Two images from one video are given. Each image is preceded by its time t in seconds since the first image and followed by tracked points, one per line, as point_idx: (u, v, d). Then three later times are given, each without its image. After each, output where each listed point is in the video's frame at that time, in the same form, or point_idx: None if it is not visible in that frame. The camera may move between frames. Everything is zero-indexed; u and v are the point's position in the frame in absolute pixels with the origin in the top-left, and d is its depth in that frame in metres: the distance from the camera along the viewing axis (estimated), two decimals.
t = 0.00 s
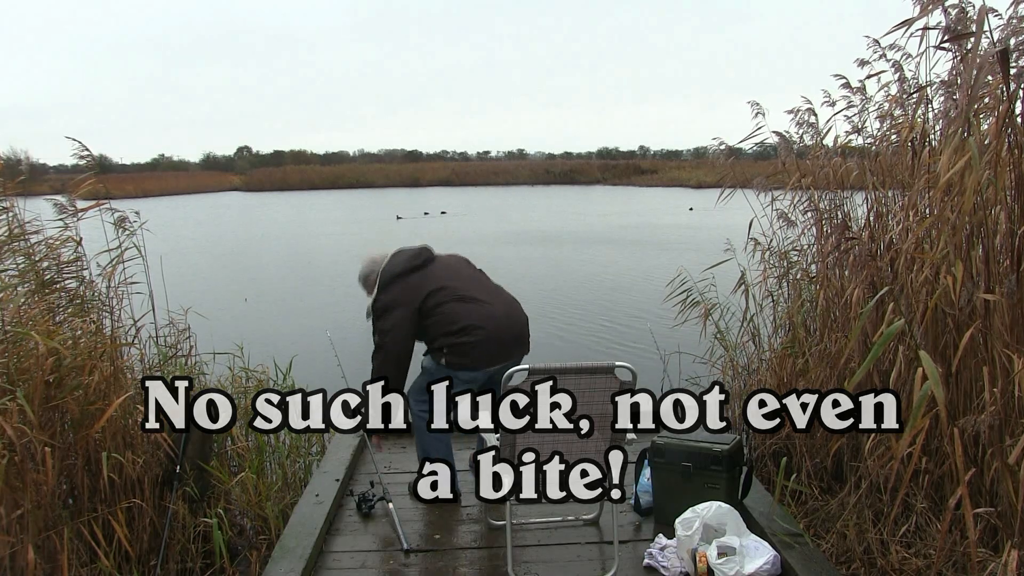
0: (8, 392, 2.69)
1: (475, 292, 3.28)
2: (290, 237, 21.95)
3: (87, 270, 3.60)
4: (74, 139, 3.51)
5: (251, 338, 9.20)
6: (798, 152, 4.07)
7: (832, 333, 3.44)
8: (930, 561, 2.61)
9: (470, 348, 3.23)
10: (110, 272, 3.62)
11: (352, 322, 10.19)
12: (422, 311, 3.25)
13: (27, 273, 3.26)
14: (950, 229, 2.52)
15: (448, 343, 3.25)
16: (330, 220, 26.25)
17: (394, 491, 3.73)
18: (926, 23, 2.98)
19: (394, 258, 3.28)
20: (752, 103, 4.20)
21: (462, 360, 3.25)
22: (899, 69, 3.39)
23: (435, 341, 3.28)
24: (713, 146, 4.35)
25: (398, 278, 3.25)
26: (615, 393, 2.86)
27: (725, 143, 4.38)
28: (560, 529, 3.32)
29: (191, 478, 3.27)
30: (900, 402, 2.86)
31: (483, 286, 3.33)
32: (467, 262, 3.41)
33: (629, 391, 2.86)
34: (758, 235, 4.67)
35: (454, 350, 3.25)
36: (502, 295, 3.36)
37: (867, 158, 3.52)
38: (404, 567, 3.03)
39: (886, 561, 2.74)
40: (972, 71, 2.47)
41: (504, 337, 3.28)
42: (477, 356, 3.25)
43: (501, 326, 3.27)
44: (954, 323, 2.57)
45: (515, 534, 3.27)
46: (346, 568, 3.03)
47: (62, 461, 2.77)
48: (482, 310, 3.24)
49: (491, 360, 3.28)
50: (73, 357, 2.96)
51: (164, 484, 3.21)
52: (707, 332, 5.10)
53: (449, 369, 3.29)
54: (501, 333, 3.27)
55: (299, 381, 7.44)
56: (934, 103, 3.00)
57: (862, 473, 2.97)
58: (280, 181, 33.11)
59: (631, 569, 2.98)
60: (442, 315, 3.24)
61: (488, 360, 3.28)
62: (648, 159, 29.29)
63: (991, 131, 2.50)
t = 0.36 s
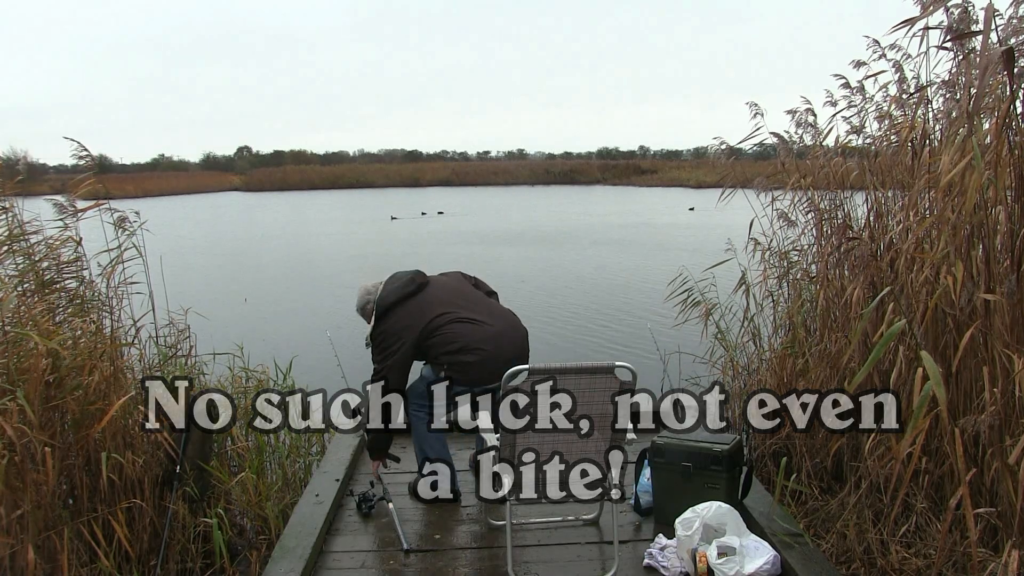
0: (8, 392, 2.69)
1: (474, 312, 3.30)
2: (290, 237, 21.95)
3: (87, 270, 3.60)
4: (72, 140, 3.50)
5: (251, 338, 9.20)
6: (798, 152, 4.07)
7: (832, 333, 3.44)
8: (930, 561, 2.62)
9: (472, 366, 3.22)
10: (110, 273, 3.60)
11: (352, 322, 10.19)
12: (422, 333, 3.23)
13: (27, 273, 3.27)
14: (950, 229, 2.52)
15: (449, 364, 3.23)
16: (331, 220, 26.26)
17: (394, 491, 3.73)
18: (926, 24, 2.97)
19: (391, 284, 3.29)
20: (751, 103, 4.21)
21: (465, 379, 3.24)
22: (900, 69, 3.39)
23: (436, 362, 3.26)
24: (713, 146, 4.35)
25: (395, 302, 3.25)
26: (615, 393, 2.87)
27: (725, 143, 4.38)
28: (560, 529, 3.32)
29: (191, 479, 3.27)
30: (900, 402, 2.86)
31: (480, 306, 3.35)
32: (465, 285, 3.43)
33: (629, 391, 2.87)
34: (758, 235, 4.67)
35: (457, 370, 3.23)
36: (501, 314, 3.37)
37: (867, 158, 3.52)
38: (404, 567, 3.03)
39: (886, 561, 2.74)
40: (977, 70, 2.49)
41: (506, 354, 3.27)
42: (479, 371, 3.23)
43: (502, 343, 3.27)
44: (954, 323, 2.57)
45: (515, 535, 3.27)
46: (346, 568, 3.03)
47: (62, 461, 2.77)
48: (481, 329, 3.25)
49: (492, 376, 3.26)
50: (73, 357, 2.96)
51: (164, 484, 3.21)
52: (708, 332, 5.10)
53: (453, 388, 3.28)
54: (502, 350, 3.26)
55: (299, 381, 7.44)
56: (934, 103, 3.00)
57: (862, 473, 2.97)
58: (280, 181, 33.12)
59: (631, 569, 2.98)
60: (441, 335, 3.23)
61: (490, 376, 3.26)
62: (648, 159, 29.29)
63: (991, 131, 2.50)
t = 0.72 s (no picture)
0: (8, 392, 2.69)
1: (475, 292, 3.27)
2: (290, 237, 21.95)
3: (86, 270, 3.59)
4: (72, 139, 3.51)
5: (251, 338, 9.20)
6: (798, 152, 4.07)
7: (832, 333, 3.43)
8: (930, 561, 2.62)
9: (467, 348, 3.22)
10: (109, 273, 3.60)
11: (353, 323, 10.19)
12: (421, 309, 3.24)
13: (27, 273, 3.27)
14: (950, 229, 2.52)
15: (444, 343, 3.22)
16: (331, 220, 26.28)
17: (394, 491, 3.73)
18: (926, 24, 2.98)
19: (396, 255, 3.27)
20: (754, 102, 4.22)
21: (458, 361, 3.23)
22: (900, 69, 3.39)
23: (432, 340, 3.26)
24: (713, 146, 4.35)
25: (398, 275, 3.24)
26: (615, 393, 2.88)
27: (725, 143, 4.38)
28: (560, 529, 3.32)
29: (191, 479, 3.27)
30: (899, 402, 2.86)
31: (483, 286, 3.31)
32: (470, 263, 3.39)
33: (629, 391, 2.87)
34: (759, 235, 4.67)
35: (451, 351, 3.22)
36: (502, 299, 3.34)
37: (867, 158, 3.53)
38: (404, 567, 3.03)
39: (886, 561, 2.75)
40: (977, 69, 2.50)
41: (502, 342, 3.26)
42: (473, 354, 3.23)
43: (498, 329, 3.25)
44: (955, 323, 2.58)
45: (515, 535, 3.27)
46: (346, 568, 3.03)
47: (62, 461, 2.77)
48: (480, 311, 3.23)
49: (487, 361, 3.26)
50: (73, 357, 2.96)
51: (164, 484, 3.21)
52: (708, 332, 5.10)
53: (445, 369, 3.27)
54: (498, 337, 3.25)
55: (299, 381, 7.45)
56: (935, 104, 3.00)
57: (862, 473, 2.97)
58: (280, 182, 33.14)
59: (631, 569, 2.98)
60: (439, 313, 3.22)
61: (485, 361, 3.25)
62: (648, 159, 29.27)
63: (992, 131, 2.50)
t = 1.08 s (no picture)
0: (8, 392, 2.69)
1: (484, 263, 3.29)
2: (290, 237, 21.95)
3: (86, 269, 3.59)
4: (71, 139, 3.53)
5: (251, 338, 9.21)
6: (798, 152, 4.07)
7: (832, 332, 3.43)
8: (930, 562, 2.62)
9: (455, 315, 3.24)
10: (109, 273, 3.59)
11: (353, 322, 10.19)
12: (426, 261, 3.27)
13: (26, 273, 3.27)
14: (951, 229, 2.52)
15: (440, 304, 3.24)
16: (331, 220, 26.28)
17: (394, 491, 3.72)
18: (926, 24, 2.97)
19: (433, 193, 3.31)
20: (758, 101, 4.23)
21: (451, 334, 3.24)
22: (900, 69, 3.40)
23: (428, 293, 3.28)
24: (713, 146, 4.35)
25: (416, 219, 3.28)
26: (615, 392, 2.89)
27: (725, 143, 4.37)
28: (560, 529, 3.31)
29: (191, 479, 3.26)
30: (900, 403, 2.86)
31: (493, 261, 3.33)
32: (487, 229, 3.42)
33: (630, 391, 2.88)
34: (759, 234, 4.67)
35: (445, 315, 3.24)
36: (504, 276, 3.37)
37: (867, 158, 3.53)
38: (404, 567, 3.03)
39: (886, 561, 2.75)
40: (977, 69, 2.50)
41: (495, 322, 3.30)
42: (460, 325, 3.24)
43: (492, 306, 3.28)
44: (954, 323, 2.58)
45: (515, 534, 3.27)
46: (346, 568, 3.03)
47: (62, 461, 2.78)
48: (479, 284, 3.25)
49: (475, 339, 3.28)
50: (73, 358, 2.95)
51: (164, 484, 3.20)
52: (708, 332, 5.11)
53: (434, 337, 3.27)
54: (492, 315, 3.28)
55: (299, 381, 7.45)
56: (936, 104, 3.00)
57: (862, 473, 2.97)
58: (280, 182, 33.16)
59: (631, 569, 2.98)
60: (442, 267, 3.24)
61: (472, 338, 3.27)
62: (648, 159, 29.25)
63: (994, 131, 2.50)
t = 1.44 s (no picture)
0: (8, 392, 2.69)
1: (491, 257, 3.29)
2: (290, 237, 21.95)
3: (86, 269, 3.59)
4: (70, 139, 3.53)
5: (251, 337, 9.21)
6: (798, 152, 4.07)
7: (832, 332, 3.43)
8: (930, 562, 2.62)
9: (454, 305, 3.25)
10: (109, 273, 3.59)
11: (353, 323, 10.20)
12: (434, 249, 3.30)
13: (26, 273, 3.27)
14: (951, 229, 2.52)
15: (442, 294, 3.25)
16: (330, 220, 26.28)
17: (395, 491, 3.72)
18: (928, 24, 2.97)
19: (453, 179, 3.32)
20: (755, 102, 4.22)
21: (448, 325, 3.25)
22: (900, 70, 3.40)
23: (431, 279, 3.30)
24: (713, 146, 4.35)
25: (430, 205, 3.30)
26: (615, 392, 2.89)
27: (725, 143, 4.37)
28: (560, 529, 3.31)
29: (191, 479, 3.26)
30: (899, 403, 2.86)
31: (502, 256, 3.33)
32: (502, 223, 3.41)
33: (630, 391, 2.88)
34: (759, 234, 4.68)
35: (445, 304, 3.25)
36: (512, 272, 3.36)
37: (866, 158, 3.53)
38: (404, 567, 3.03)
39: (886, 561, 2.75)
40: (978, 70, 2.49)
41: (495, 317, 3.29)
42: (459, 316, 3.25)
43: (492, 302, 3.27)
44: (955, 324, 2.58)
45: (515, 534, 3.27)
46: (347, 568, 3.03)
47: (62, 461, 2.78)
48: (481, 278, 3.25)
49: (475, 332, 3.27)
50: (73, 358, 2.95)
51: (164, 484, 3.20)
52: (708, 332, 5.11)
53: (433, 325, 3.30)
54: (492, 310, 3.28)
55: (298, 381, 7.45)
56: (936, 104, 3.00)
57: (862, 473, 2.97)
58: (280, 182, 33.18)
59: (631, 569, 2.98)
60: (448, 255, 3.26)
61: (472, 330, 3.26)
62: (648, 159, 29.26)
63: (996, 130, 2.49)
